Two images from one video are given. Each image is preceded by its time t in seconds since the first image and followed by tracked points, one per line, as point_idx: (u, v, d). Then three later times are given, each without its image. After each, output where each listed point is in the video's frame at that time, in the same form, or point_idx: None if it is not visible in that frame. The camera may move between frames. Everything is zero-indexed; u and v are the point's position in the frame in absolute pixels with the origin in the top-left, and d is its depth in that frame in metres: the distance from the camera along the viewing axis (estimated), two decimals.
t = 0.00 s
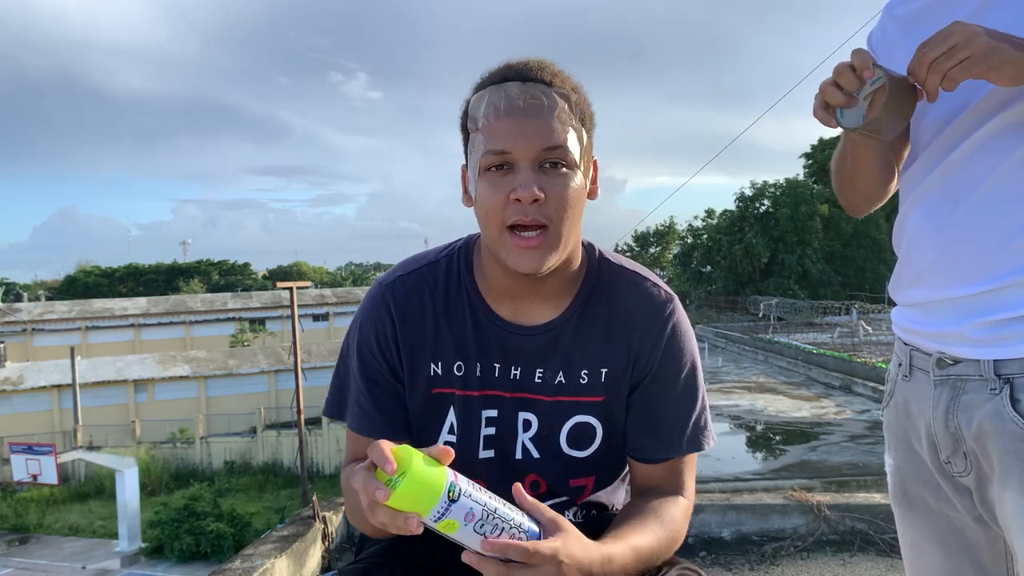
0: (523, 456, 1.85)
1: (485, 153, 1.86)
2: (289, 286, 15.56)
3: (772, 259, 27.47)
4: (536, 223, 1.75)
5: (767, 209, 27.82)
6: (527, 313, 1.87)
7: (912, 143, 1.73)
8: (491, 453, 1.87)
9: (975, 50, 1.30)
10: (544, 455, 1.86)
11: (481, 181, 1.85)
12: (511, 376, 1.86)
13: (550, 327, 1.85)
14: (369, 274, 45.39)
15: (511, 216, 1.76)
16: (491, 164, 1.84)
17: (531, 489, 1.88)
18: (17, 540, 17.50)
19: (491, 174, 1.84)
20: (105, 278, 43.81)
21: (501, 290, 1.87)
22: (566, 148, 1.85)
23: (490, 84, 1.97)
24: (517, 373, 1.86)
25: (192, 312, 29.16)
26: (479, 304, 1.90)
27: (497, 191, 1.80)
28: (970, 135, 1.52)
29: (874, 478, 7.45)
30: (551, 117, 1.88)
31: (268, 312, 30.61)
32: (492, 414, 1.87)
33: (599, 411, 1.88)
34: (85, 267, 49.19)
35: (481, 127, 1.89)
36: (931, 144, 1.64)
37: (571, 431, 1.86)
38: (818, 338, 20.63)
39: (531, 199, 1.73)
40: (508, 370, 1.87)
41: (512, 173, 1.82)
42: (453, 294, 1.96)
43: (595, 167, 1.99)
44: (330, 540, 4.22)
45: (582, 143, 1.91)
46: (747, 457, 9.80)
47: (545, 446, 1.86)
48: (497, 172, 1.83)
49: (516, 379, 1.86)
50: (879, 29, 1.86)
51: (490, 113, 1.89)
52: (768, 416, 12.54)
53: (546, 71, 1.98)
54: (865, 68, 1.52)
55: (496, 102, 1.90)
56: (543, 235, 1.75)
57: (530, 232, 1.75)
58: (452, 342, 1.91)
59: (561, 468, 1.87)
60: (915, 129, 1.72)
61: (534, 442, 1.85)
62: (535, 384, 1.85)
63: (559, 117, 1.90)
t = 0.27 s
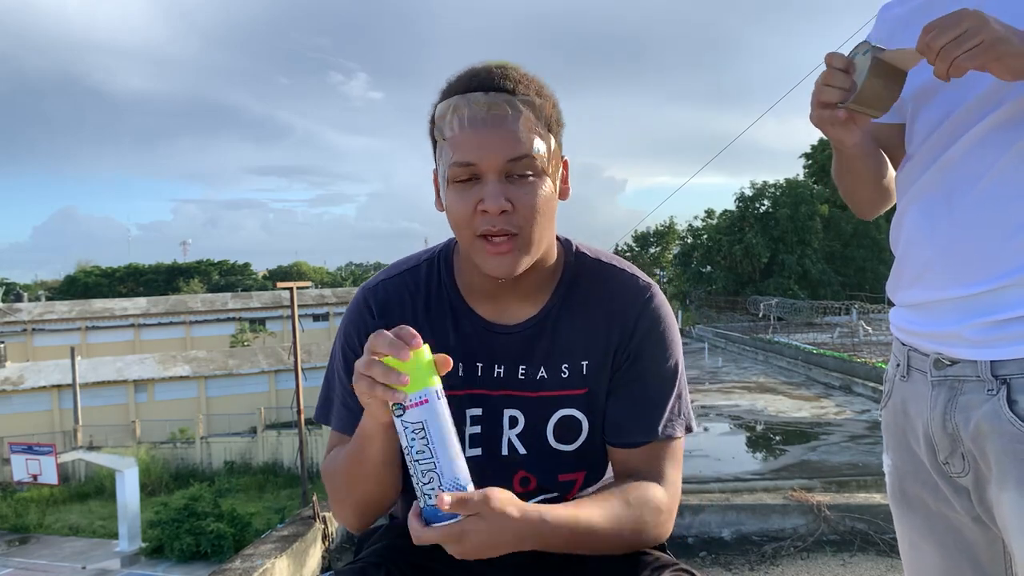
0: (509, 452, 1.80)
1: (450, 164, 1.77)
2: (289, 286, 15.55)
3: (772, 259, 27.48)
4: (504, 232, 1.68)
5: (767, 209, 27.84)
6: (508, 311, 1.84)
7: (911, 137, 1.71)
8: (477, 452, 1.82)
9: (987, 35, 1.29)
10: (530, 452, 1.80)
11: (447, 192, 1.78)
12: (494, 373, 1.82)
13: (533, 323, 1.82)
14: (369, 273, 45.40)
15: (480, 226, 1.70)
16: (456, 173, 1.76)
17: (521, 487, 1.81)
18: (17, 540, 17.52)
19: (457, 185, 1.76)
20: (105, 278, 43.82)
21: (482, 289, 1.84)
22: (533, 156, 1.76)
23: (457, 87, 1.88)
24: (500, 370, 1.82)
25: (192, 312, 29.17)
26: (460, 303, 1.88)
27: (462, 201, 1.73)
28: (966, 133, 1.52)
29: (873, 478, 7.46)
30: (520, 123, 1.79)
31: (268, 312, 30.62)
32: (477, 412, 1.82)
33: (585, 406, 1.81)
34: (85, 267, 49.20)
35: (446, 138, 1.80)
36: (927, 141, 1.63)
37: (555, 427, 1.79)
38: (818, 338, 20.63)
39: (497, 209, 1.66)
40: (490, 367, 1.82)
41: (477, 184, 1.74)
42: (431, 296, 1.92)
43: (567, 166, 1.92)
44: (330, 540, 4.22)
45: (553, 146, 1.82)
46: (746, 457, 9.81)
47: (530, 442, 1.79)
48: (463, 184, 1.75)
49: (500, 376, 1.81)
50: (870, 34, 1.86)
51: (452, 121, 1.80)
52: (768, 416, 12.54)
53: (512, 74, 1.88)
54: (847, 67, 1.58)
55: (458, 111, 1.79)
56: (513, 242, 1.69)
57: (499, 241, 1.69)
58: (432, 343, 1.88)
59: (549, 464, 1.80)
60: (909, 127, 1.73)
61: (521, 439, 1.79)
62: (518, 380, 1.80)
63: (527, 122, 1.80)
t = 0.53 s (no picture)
0: (508, 455, 1.80)
1: (416, 179, 1.77)
2: (289, 286, 15.55)
3: (772, 259, 27.51)
4: (476, 238, 1.67)
5: (767, 209, 27.87)
6: (498, 312, 1.85)
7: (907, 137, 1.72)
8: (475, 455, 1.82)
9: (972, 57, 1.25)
10: (529, 451, 1.80)
11: (419, 206, 1.77)
12: (489, 376, 1.83)
13: (523, 324, 1.82)
14: (369, 274, 45.41)
15: (453, 235, 1.69)
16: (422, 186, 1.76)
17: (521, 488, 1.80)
18: (17, 540, 17.52)
19: (426, 198, 1.75)
20: (105, 278, 43.84)
21: (471, 295, 1.85)
22: (497, 155, 1.73)
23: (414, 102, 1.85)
24: (495, 372, 1.83)
25: (192, 312, 29.19)
26: (451, 309, 1.89)
27: (433, 213, 1.72)
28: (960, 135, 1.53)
29: (873, 478, 7.46)
30: (476, 123, 1.75)
31: (268, 312, 30.64)
32: (474, 416, 1.84)
33: (581, 402, 1.81)
34: (85, 267, 49.25)
35: (409, 152, 1.79)
36: (922, 143, 1.64)
37: (552, 427, 1.80)
38: (818, 338, 20.64)
39: (465, 217, 1.65)
40: (484, 371, 1.84)
41: (444, 193, 1.73)
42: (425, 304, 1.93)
43: (538, 160, 1.90)
44: (330, 540, 4.24)
45: (519, 142, 1.79)
46: (746, 457, 9.82)
47: (530, 443, 1.80)
48: (431, 197, 1.74)
49: (495, 378, 1.83)
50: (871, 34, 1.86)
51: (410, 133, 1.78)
52: (767, 416, 12.56)
53: (466, 84, 1.85)
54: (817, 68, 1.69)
55: (414, 126, 1.77)
56: (486, 247, 1.68)
57: (472, 246, 1.67)
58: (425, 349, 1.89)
59: (548, 464, 1.80)
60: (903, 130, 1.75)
61: (521, 440, 1.80)
62: (513, 381, 1.82)
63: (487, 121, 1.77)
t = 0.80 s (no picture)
0: (509, 456, 1.80)
1: (428, 181, 1.75)
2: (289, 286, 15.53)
3: (772, 259, 27.51)
4: (484, 245, 1.68)
5: (767, 209, 27.88)
6: (500, 314, 1.84)
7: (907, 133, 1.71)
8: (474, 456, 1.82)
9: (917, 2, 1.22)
10: (529, 452, 1.80)
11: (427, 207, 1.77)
12: (491, 376, 1.82)
13: (525, 324, 1.82)
14: (369, 274, 45.38)
15: (461, 241, 1.69)
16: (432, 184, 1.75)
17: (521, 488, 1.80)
18: (17, 540, 17.53)
19: (436, 202, 1.74)
20: (105, 278, 43.85)
21: (475, 294, 1.84)
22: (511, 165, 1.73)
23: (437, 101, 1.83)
24: (496, 372, 1.82)
25: (192, 312, 29.20)
26: (453, 308, 1.88)
27: (442, 216, 1.72)
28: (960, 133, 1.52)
29: (873, 478, 7.47)
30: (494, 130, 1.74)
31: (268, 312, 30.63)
32: (474, 416, 1.82)
33: (582, 404, 1.82)
34: (86, 267, 49.25)
35: (422, 154, 1.77)
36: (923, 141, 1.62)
37: (552, 428, 1.80)
38: (818, 339, 20.64)
39: (473, 226, 1.66)
40: (485, 370, 1.83)
41: (455, 200, 1.72)
42: (426, 303, 1.92)
43: (551, 167, 1.90)
44: (330, 540, 4.23)
45: (531, 151, 1.79)
46: (746, 457, 9.82)
47: (529, 443, 1.80)
48: (442, 202, 1.73)
49: (496, 378, 1.82)
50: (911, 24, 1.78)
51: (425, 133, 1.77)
52: (767, 416, 12.56)
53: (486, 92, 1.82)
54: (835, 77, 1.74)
55: (431, 129, 1.76)
56: (494, 254, 1.69)
57: (479, 253, 1.69)
58: (426, 348, 1.88)
59: (548, 464, 1.80)
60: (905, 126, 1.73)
61: (519, 439, 1.80)
62: (514, 382, 1.81)
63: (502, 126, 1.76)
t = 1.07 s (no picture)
0: (513, 457, 1.80)
1: (432, 172, 1.75)
2: (289, 286, 15.50)
3: (772, 259, 27.50)
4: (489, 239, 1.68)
5: (767, 209, 27.87)
6: (503, 316, 1.84)
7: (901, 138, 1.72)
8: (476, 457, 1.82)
9: (878, 71, 1.35)
10: (532, 455, 1.81)
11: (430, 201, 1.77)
12: (494, 378, 1.82)
13: (528, 326, 1.81)
14: (369, 273, 45.35)
15: (466, 233, 1.69)
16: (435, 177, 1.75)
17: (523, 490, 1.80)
18: (17, 540, 17.53)
19: (440, 194, 1.74)
20: (105, 278, 43.84)
21: (477, 295, 1.83)
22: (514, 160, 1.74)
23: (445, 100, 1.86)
24: (500, 374, 1.82)
25: (192, 312, 29.19)
26: (455, 309, 1.86)
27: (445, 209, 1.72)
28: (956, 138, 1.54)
29: (873, 478, 7.46)
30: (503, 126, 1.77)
31: (268, 312, 30.61)
32: (477, 418, 1.83)
33: (585, 406, 1.83)
34: (85, 267, 49.27)
35: (426, 147, 1.78)
36: (918, 146, 1.64)
37: (557, 430, 1.80)
38: (818, 338, 20.63)
39: (478, 216, 1.66)
40: (489, 372, 1.82)
41: (459, 191, 1.72)
42: (428, 307, 1.90)
43: (553, 167, 1.89)
44: (330, 540, 4.24)
45: (536, 145, 1.79)
46: (746, 457, 9.82)
47: (533, 446, 1.80)
48: (446, 193, 1.73)
49: (499, 381, 1.82)
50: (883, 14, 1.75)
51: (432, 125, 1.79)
52: (768, 416, 12.55)
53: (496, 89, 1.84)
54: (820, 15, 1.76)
55: (435, 119, 1.77)
56: (500, 247, 1.69)
57: (486, 247, 1.68)
58: (428, 351, 1.87)
59: (551, 468, 1.81)
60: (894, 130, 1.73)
61: (524, 443, 1.80)
62: (518, 385, 1.81)
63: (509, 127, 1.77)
